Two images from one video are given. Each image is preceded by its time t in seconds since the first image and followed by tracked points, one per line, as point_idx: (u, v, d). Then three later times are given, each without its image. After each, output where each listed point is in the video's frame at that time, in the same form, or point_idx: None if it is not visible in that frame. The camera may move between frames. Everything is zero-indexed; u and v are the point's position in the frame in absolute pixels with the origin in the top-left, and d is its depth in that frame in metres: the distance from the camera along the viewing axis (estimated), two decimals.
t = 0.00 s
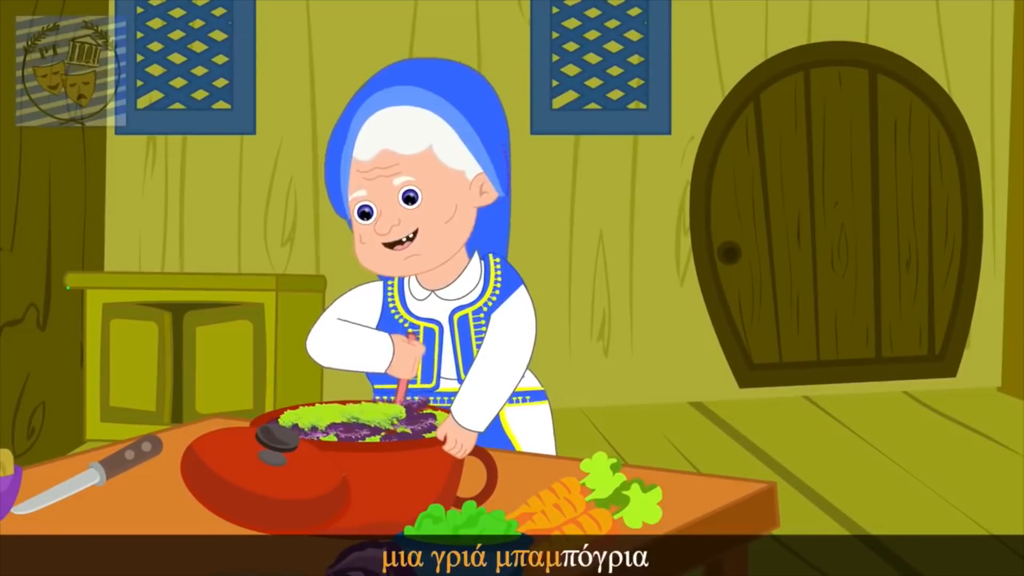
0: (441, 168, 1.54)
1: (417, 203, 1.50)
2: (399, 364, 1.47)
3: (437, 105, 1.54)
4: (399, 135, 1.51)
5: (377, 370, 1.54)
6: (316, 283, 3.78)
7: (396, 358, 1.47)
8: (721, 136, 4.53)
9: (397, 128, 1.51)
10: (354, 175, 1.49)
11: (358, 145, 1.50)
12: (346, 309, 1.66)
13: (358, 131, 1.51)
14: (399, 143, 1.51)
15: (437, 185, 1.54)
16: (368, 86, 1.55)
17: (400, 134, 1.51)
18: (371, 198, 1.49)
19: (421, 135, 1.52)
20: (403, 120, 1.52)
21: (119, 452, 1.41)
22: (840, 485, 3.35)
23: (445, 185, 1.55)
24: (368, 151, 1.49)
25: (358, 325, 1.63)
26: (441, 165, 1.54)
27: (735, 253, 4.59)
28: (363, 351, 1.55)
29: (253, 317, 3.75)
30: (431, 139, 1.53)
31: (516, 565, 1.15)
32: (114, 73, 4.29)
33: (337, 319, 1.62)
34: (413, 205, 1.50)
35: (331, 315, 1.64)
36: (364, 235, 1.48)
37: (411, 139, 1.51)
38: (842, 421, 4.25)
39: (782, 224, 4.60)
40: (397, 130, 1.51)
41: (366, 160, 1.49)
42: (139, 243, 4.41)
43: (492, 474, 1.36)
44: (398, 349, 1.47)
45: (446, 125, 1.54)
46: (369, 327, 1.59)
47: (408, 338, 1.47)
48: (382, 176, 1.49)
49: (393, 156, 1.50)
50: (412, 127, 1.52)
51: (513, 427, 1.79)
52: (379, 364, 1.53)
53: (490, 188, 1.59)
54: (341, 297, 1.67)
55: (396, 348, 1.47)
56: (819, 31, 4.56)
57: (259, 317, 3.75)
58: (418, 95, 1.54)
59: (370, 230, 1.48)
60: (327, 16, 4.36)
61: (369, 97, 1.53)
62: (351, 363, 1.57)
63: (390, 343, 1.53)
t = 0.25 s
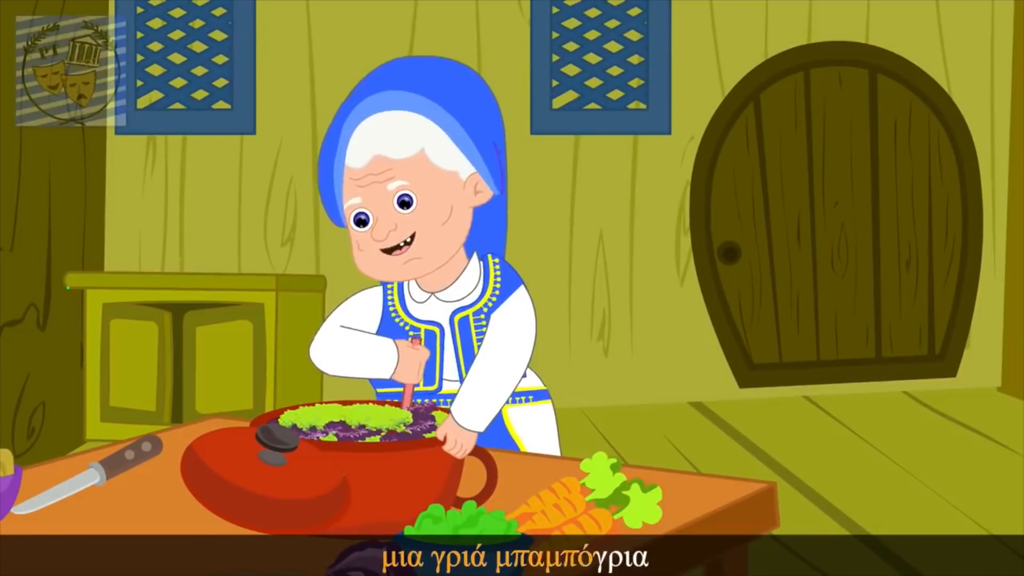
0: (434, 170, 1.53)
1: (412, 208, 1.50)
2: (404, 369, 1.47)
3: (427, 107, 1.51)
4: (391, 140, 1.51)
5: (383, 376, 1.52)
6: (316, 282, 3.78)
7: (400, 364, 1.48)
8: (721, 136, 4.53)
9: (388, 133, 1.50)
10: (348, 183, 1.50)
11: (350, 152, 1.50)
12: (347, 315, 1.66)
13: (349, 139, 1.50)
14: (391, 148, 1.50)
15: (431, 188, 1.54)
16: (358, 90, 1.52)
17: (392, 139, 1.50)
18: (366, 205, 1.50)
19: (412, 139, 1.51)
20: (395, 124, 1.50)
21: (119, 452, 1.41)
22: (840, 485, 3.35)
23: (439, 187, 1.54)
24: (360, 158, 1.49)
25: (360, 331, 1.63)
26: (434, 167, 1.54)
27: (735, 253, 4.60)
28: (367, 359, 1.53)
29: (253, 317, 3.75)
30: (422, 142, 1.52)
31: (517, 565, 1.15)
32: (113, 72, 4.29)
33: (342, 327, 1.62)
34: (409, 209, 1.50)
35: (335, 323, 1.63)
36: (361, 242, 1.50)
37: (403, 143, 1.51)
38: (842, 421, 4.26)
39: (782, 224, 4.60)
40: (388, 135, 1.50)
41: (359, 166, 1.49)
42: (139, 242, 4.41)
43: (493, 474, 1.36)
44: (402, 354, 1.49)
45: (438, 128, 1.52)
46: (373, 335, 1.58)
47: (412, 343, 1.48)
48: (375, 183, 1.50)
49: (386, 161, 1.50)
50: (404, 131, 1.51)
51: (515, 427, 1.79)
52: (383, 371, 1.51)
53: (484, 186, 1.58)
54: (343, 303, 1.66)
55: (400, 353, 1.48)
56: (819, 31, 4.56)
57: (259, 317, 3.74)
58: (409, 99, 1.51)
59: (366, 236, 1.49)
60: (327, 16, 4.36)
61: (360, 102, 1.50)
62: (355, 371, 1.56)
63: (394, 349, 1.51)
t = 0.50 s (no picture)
0: (434, 170, 1.53)
1: (412, 208, 1.50)
2: (403, 369, 1.47)
3: (427, 107, 1.51)
4: (391, 140, 1.50)
5: (382, 376, 1.52)
6: (316, 282, 3.78)
7: (399, 364, 1.47)
8: (721, 135, 4.53)
9: (388, 134, 1.50)
10: (348, 183, 1.50)
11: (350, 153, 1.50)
12: (348, 315, 1.66)
13: (349, 139, 1.50)
14: (391, 148, 1.50)
15: (432, 187, 1.54)
16: (358, 90, 1.52)
17: (392, 139, 1.50)
18: (366, 204, 1.50)
19: (411, 139, 1.51)
20: (394, 125, 1.50)
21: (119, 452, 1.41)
22: (840, 485, 3.35)
23: (439, 187, 1.54)
24: (360, 158, 1.49)
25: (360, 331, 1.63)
26: (435, 167, 1.54)
27: (736, 253, 4.60)
28: (367, 359, 1.53)
29: (253, 317, 3.75)
30: (423, 142, 1.52)
31: (517, 565, 1.15)
32: (112, 72, 4.29)
33: (342, 326, 1.62)
34: (409, 209, 1.50)
35: (335, 323, 1.63)
36: (361, 242, 1.49)
37: (404, 143, 1.51)
38: (842, 421, 4.26)
39: (781, 224, 4.60)
40: (388, 135, 1.50)
41: (359, 167, 1.49)
42: (139, 243, 4.41)
43: (493, 474, 1.35)
44: (402, 354, 1.48)
45: (439, 128, 1.53)
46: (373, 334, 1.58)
47: (411, 343, 1.47)
48: (375, 183, 1.50)
49: (386, 161, 1.50)
50: (404, 131, 1.51)
51: (516, 427, 1.79)
52: (383, 372, 1.51)
53: (485, 186, 1.58)
54: (342, 303, 1.66)
55: (400, 353, 1.48)
56: (819, 31, 4.56)
57: (259, 317, 3.74)
58: (409, 98, 1.51)
59: (366, 236, 1.49)
60: (326, 16, 4.36)
61: (360, 102, 1.50)
62: (356, 371, 1.56)
63: (393, 349, 1.51)
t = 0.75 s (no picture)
0: (443, 168, 1.55)
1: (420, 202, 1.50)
2: (417, 386, 1.45)
3: (440, 105, 1.54)
4: (403, 135, 1.52)
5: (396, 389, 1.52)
6: (316, 282, 3.78)
7: (415, 380, 1.46)
8: (721, 135, 4.53)
9: (401, 128, 1.51)
10: (357, 175, 1.49)
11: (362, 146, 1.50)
12: (357, 320, 1.65)
13: (362, 132, 1.51)
14: (403, 143, 1.51)
15: (440, 185, 1.54)
16: (370, 89, 1.54)
17: (403, 134, 1.52)
18: (373, 196, 1.49)
19: (424, 135, 1.53)
20: (408, 119, 1.52)
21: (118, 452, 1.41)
22: (840, 485, 3.35)
23: (447, 186, 1.55)
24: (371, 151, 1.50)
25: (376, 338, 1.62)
26: (444, 165, 1.55)
27: (736, 253, 4.60)
28: (382, 371, 1.53)
29: (253, 317, 3.75)
30: (434, 139, 1.53)
31: (517, 564, 1.15)
32: (110, 71, 4.28)
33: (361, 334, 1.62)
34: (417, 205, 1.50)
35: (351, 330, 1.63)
36: (366, 235, 1.48)
37: (416, 138, 1.52)
38: (842, 421, 4.26)
39: (782, 224, 4.60)
40: (401, 130, 1.52)
41: (370, 160, 1.50)
42: (138, 243, 4.41)
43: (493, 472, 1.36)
44: (418, 371, 1.46)
45: (449, 124, 1.54)
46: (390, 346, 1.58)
47: (431, 360, 1.46)
48: (385, 176, 1.49)
49: (396, 156, 1.51)
50: (416, 127, 1.52)
51: (517, 426, 1.79)
52: (398, 385, 1.50)
53: (493, 188, 1.59)
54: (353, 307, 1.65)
55: (417, 369, 1.46)
56: (819, 31, 4.56)
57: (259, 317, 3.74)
58: (423, 95, 1.53)
59: (373, 229, 1.49)
60: (327, 16, 4.36)
61: (372, 98, 1.52)
62: (369, 379, 1.55)
63: (411, 363, 1.50)
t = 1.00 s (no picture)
0: (448, 167, 1.53)
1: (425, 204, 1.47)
2: (419, 379, 1.41)
3: (442, 102, 1.51)
4: (406, 134, 1.49)
5: (398, 384, 1.51)
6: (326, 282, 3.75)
7: (416, 374, 1.42)
8: (734, 133, 4.51)
9: (403, 127, 1.49)
10: (361, 176, 1.47)
11: (365, 146, 1.48)
12: (361, 318, 1.64)
13: (364, 131, 1.48)
14: (406, 142, 1.48)
15: (445, 184, 1.53)
16: (371, 88, 1.51)
17: (407, 134, 1.49)
18: (378, 198, 1.47)
19: (427, 134, 1.50)
20: (411, 118, 1.50)
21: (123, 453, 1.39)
22: (853, 485, 3.34)
23: (453, 184, 1.53)
24: (375, 152, 1.47)
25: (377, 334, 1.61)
26: (449, 164, 1.53)
27: (749, 252, 4.58)
28: (385, 366, 1.52)
29: (259, 317, 3.72)
30: (438, 137, 1.51)
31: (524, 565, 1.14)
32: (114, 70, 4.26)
33: (361, 330, 1.60)
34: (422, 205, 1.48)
35: (352, 326, 1.62)
36: (373, 237, 1.46)
37: (420, 137, 1.49)
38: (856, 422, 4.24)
39: (796, 221, 4.59)
40: (404, 130, 1.49)
41: (373, 160, 1.47)
42: (145, 243, 4.39)
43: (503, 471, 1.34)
44: (420, 363, 1.42)
45: (452, 122, 1.51)
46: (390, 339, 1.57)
47: (430, 352, 1.42)
48: (389, 177, 1.47)
49: (400, 155, 1.48)
50: (419, 126, 1.50)
51: (528, 427, 1.76)
52: (400, 378, 1.50)
53: (500, 185, 1.57)
54: (356, 304, 1.65)
55: (417, 361, 1.42)
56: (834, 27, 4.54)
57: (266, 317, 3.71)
58: (425, 93, 1.51)
59: (378, 232, 1.47)
60: (335, 15, 4.34)
61: (373, 98, 1.49)
62: (371, 376, 1.54)
63: (412, 358, 1.51)
